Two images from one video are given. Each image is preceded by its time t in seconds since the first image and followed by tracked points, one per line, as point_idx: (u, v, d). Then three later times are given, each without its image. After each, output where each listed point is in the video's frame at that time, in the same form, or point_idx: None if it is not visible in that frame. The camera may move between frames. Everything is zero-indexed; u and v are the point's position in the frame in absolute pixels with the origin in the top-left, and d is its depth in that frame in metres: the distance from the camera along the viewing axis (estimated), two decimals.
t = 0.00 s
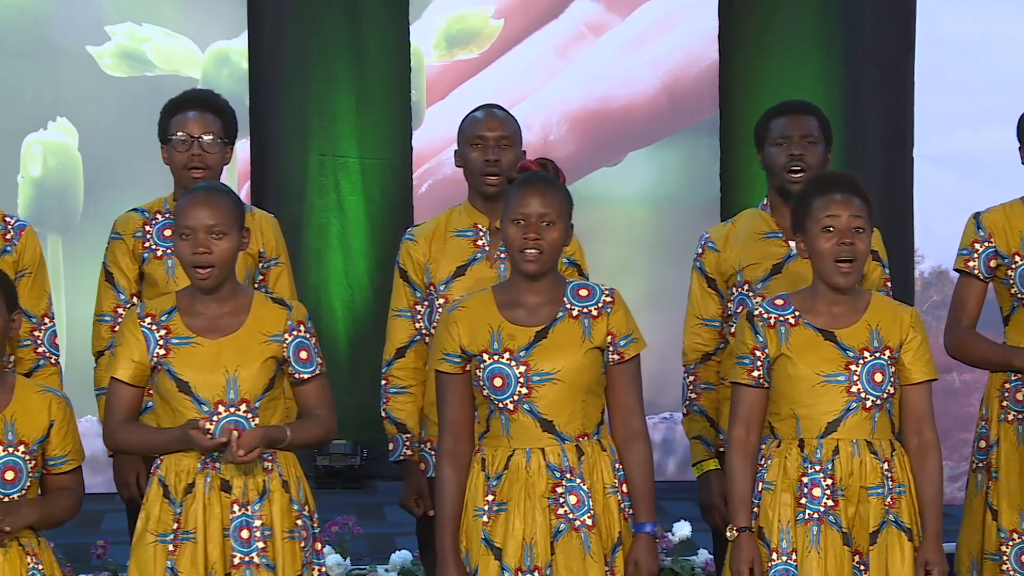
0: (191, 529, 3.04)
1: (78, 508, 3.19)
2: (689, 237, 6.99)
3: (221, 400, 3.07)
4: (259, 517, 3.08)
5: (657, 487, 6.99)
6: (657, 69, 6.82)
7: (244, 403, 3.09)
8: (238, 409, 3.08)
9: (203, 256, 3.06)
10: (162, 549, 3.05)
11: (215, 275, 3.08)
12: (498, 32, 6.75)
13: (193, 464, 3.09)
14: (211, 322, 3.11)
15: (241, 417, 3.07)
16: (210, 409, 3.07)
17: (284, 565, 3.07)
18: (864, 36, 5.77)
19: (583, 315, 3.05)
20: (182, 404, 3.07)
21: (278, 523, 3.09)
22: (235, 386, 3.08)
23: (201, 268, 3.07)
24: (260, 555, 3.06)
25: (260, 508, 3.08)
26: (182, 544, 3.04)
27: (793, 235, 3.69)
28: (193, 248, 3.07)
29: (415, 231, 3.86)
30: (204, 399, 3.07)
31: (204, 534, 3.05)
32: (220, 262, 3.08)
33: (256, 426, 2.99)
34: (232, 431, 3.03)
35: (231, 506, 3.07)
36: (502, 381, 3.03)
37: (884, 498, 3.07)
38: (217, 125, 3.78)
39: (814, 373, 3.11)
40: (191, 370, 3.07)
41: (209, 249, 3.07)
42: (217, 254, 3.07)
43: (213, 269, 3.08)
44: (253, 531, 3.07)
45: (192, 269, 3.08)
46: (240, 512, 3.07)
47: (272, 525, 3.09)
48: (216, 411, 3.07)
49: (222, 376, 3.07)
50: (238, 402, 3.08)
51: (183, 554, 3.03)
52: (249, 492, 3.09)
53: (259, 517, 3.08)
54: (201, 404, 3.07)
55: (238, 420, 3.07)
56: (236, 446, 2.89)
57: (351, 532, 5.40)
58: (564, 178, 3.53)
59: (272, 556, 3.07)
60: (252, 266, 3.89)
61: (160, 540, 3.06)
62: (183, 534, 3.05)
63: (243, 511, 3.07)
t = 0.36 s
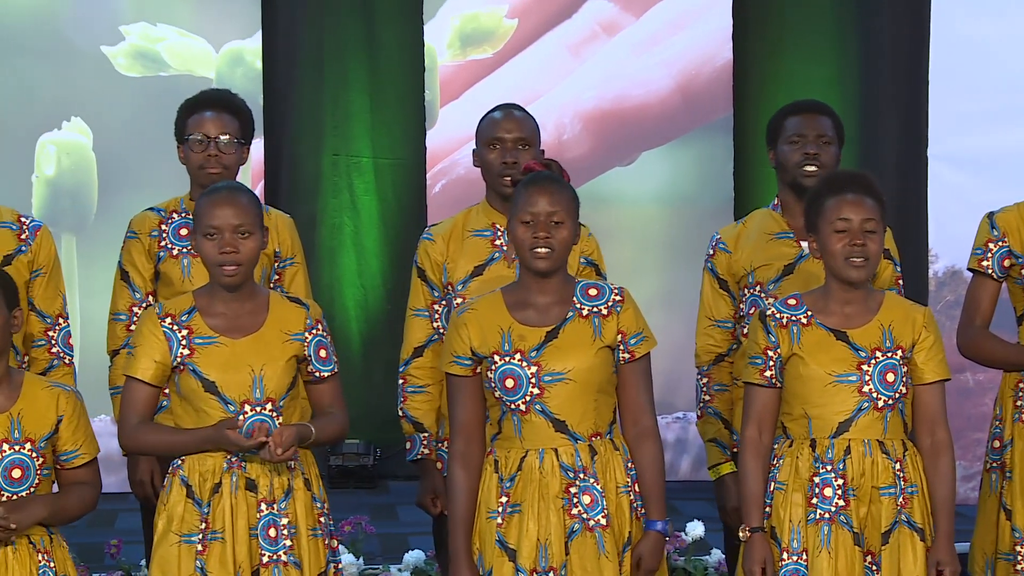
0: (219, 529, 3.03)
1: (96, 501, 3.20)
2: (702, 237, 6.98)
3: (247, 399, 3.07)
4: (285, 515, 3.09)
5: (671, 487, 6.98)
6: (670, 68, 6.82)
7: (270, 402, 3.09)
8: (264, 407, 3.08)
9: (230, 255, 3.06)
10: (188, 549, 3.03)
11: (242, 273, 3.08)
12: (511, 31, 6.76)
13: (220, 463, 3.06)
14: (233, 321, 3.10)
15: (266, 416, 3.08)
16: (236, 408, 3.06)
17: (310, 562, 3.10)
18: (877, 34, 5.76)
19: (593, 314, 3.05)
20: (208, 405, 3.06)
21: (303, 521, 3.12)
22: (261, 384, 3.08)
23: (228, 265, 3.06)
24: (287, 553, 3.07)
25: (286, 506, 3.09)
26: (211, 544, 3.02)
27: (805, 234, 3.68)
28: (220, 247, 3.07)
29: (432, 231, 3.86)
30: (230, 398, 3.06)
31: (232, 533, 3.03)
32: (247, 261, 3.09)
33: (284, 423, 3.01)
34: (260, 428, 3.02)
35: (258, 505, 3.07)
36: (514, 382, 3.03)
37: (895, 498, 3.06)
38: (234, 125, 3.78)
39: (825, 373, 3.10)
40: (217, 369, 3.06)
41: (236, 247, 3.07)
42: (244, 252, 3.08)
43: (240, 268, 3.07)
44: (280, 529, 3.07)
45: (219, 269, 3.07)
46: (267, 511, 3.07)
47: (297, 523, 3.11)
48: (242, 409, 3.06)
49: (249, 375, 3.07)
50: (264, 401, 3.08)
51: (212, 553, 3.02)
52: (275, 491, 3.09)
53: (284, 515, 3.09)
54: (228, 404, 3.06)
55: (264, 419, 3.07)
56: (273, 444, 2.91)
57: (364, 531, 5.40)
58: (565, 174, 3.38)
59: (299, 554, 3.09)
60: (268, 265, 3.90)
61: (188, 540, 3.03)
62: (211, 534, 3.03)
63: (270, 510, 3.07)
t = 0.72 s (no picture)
0: (237, 527, 3.02)
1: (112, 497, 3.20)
2: (717, 237, 6.97)
3: (266, 398, 3.07)
4: (301, 515, 3.09)
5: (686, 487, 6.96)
6: (684, 68, 6.81)
7: (288, 402, 3.10)
8: (282, 407, 3.09)
9: (256, 250, 3.06)
10: (206, 548, 3.01)
11: (267, 269, 3.08)
12: (526, 32, 6.75)
13: (238, 460, 3.07)
14: (256, 318, 3.11)
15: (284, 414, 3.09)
16: (255, 406, 3.06)
17: (325, 563, 3.10)
18: (891, 34, 5.74)
19: (607, 309, 3.04)
20: (226, 403, 3.06)
21: (319, 521, 3.12)
22: (280, 383, 3.08)
23: (254, 259, 3.06)
24: (302, 553, 3.06)
25: (302, 506, 3.10)
26: (229, 543, 3.01)
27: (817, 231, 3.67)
28: (247, 241, 3.06)
29: (450, 230, 3.86)
30: (249, 396, 3.06)
31: (250, 532, 3.03)
32: (272, 258, 3.08)
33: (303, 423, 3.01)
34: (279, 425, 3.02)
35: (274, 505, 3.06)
36: (533, 381, 3.01)
37: (907, 496, 3.05)
38: (251, 124, 3.80)
39: (837, 369, 3.09)
40: (237, 367, 3.06)
41: (263, 243, 3.07)
42: (270, 249, 3.08)
43: (264, 263, 3.07)
44: (296, 529, 3.07)
45: (243, 262, 3.07)
46: (284, 510, 3.07)
47: (312, 524, 3.11)
48: (261, 408, 3.07)
49: (268, 375, 3.07)
50: (283, 401, 3.09)
51: (230, 552, 3.01)
52: (291, 491, 3.09)
53: (300, 515, 3.09)
54: (246, 402, 3.06)
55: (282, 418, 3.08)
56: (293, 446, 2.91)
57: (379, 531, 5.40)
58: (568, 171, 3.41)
59: (313, 554, 3.09)
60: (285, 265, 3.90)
61: (206, 539, 3.02)
62: (229, 532, 3.02)
63: (286, 510, 3.07)
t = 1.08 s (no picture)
0: (236, 526, 3.01)
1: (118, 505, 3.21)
2: (728, 237, 6.95)
3: (267, 398, 3.05)
4: (301, 516, 3.05)
5: (696, 487, 6.95)
6: (694, 68, 6.80)
7: (290, 402, 3.07)
8: (283, 407, 3.06)
9: (262, 253, 3.05)
10: (205, 545, 3.02)
11: (273, 271, 3.06)
12: (537, 32, 6.74)
13: (239, 460, 3.07)
14: (260, 318, 3.08)
15: (286, 415, 3.06)
16: (256, 406, 3.05)
17: (324, 565, 3.05)
18: (903, 33, 5.72)
19: (623, 311, 3.05)
20: (229, 402, 3.05)
21: (320, 522, 3.07)
22: (281, 383, 3.05)
23: (260, 262, 3.05)
24: (300, 554, 3.03)
25: (303, 507, 3.06)
26: (226, 541, 3.00)
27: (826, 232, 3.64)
28: (255, 243, 3.05)
29: (464, 231, 3.86)
30: (250, 396, 3.05)
31: (248, 530, 3.01)
32: (278, 261, 3.07)
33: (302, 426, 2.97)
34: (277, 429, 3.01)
35: (274, 504, 3.04)
36: (551, 378, 3.00)
37: (916, 496, 3.04)
38: (263, 124, 3.80)
39: (845, 371, 3.07)
40: (240, 367, 3.04)
41: (270, 246, 3.06)
42: (277, 252, 3.06)
43: (270, 267, 3.06)
44: (295, 529, 3.04)
45: (250, 264, 3.06)
46: (283, 510, 3.04)
47: (313, 525, 3.07)
48: (262, 408, 3.05)
49: (270, 374, 3.05)
50: (284, 401, 3.06)
51: (227, 550, 3.00)
52: (292, 491, 3.06)
53: (301, 516, 3.05)
54: (247, 401, 3.05)
55: (283, 418, 3.06)
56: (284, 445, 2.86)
57: (390, 531, 5.40)
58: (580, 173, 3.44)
59: (312, 555, 3.05)
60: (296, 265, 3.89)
61: (203, 535, 3.03)
62: (227, 531, 3.01)
63: (285, 510, 3.04)
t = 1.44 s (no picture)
0: (238, 525, 2.99)
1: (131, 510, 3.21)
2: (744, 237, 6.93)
3: (271, 398, 3.02)
4: (305, 516, 3.02)
5: (711, 487, 6.93)
6: (709, 68, 6.78)
7: (293, 402, 3.04)
8: (286, 407, 3.03)
9: (262, 253, 3.03)
10: (208, 544, 3.00)
11: (274, 270, 3.04)
12: (551, 31, 6.73)
13: (243, 461, 3.06)
14: (269, 318, 3.07)
15: (288, 414, 3.03)
16: (259, 405, 3.02)
17: (328, 566, 3.01)
18: (917, 32, 5.71)
19: (647, 313, 3.05)
20: (233, 402, 3.04)
21: (324, 523, 3.03)
22: (284, 382, 3.03)
23: (261, 261, 3.04)
24: (303, 554, 3.00)
25: (306, 507, 3.02)
26: (228, 540, 2.98)
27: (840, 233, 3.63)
28: (255, 243, 3.04)
29: (485, 231, 3.86)
30: (253, 395, 3.02)
31: (251, 530, 3.00)
32: (280, 261, 3.05)
33: (301, 423, 2.98)
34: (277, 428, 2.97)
35: (277, 504, 3.02)
36: (573, 374, 3.00)
37: (929, 497, 3.02)
38: (276, 124, 3.81)
39: (858, 372, 3.06)
40: (244, 366, 3.02)
41: (270, 245, 3.04)
42: (277, 252, 3.04)
43: (272, 266, 3.04)
44: (298, 530, 3.01)
45: (252, 263, 3.04)
46: (286, 510, 3.01)
47: (317, 525, 3.03)
48: (265, 408, 3.02)
49: (273, 373, 3.02)
50: (287, 401, 3.03)
51: (228, 549, 2.98)
52: (295, 491, 3.03)
53: (304, 516, 3.02)
54: (251, 400, 3.02)
55: (285, 418, 3.03)
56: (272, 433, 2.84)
57: (405, 531, 5.40)
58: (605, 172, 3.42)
59: (315, 556, 3.01)
60: (310, 265, 3.88)
61: (209, 534, 3.01)
62: (229, 529, 3.00)
63: (289, 510, 3.01)
